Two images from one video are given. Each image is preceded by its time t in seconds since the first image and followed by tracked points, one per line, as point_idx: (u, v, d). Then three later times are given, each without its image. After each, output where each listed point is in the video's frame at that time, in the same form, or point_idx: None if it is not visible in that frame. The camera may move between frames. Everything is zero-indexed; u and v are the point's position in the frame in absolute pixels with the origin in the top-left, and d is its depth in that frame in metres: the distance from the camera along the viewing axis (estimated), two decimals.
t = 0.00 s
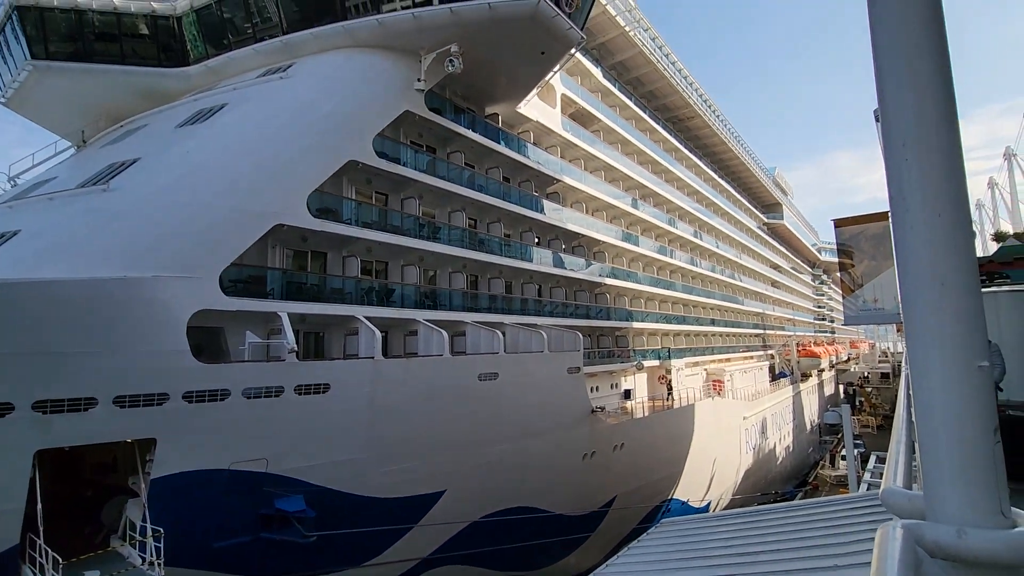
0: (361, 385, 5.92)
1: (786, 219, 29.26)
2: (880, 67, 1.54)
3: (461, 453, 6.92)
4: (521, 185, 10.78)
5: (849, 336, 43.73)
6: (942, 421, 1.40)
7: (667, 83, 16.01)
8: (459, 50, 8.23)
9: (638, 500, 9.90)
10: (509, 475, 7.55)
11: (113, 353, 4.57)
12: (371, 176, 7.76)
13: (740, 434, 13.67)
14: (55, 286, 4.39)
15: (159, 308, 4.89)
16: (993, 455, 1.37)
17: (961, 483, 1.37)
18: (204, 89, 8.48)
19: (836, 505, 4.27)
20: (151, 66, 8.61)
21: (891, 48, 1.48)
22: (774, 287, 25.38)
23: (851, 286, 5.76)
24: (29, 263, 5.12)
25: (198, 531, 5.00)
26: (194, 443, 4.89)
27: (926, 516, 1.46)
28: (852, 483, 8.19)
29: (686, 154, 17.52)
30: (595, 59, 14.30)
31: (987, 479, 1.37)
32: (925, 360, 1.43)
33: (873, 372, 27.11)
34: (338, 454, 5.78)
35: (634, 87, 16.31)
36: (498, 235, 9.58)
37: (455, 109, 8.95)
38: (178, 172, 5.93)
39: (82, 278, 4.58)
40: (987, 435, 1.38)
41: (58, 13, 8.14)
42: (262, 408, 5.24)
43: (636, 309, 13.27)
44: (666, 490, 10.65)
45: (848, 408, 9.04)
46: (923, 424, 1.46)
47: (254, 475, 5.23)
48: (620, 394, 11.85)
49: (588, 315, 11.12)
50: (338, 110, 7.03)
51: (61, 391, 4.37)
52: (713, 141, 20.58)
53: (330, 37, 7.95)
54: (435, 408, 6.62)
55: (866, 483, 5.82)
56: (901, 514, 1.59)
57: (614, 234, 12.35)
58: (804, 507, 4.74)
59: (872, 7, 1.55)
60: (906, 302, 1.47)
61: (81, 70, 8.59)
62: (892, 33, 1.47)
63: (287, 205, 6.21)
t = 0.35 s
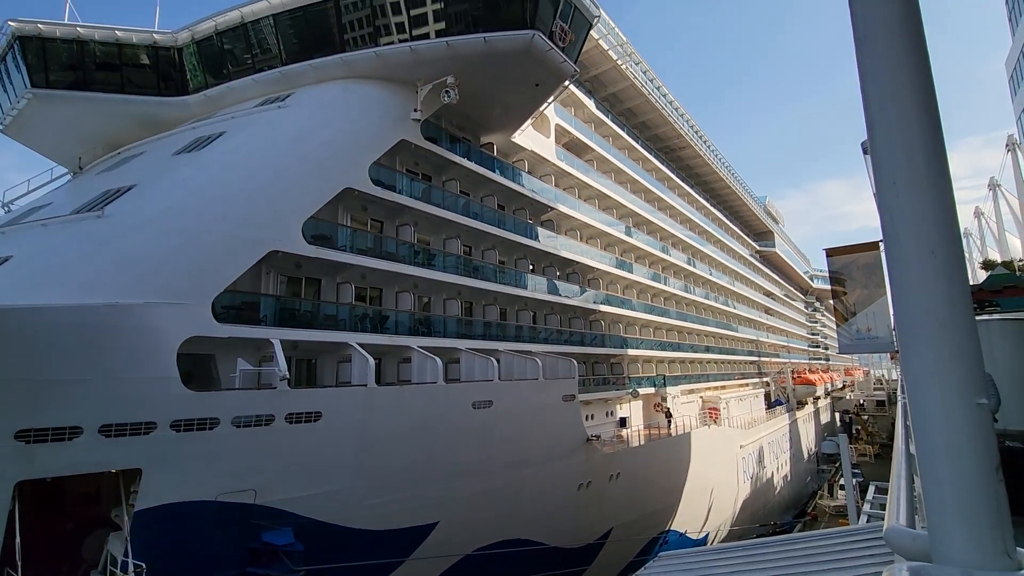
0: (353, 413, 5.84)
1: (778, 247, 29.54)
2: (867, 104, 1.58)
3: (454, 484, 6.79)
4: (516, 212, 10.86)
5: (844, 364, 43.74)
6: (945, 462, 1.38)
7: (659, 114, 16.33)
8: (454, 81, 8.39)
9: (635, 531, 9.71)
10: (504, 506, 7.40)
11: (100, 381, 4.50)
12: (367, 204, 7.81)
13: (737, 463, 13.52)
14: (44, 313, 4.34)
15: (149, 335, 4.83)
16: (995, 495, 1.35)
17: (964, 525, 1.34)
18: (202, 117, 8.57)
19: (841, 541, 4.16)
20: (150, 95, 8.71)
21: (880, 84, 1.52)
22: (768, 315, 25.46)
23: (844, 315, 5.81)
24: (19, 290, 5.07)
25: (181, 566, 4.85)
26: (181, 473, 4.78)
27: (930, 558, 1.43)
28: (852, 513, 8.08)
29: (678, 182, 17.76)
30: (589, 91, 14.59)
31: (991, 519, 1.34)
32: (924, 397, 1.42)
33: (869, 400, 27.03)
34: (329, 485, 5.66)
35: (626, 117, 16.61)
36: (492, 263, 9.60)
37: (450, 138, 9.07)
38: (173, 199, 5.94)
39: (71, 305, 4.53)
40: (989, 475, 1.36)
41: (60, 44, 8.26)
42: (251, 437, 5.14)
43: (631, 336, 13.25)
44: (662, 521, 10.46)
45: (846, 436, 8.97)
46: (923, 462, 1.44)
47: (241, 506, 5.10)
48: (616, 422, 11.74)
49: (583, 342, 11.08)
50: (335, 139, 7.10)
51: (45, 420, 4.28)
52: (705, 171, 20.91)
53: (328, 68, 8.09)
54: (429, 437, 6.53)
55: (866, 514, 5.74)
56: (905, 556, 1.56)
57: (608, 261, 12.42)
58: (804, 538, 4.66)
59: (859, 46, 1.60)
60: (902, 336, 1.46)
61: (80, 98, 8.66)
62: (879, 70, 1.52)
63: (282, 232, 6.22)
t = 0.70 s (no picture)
0: (357, 437, 5.78)
1: (783, 267, 29.45)
2: (883, 124, 1.59)
3: (459, 508, 6.67)
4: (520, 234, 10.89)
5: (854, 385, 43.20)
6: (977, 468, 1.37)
7: (662, 135, 16.46)
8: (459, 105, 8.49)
9: (644, 558, 9.48)
10: (510, 532, 7.25)
11: (104, 404, 4.47)
12: (372, 226, 7.84)
13: (747, 486, 13.26)
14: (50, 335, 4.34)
15: (153, 357, 4.82)
16: None
17: (1003, 553, 1.32)
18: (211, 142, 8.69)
19: None
20: (161, 121, 8.84)
21: (897, 110, 1.54)
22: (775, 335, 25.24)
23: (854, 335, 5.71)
24: (26, 313, 5.08)
25: None
26: (183, 498, 4.71)
27: None
28: (867, 539, 7.86)
29: (682, 203, 17.80)
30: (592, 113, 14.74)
31: None
32: (950, 403, 1.42)
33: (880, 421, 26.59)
34: (332, 510, 5.56)
35: (629, 139, 16.74)
36: (497, 284, 9.59)
37: (455, 161, 9.14)
38: (181, 222, 5.99)
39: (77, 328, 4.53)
40: None
41: (74, 72, 8.43)
42: (254, 461, 5.08)
43: (637, 357, 13.13)
44: (672, 548, 10.21)
45: (859, 459, 8.78)
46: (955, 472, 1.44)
47: (243, 532, 5.00)
48: (623, 445, 11.56)
49: (588, 364, 10.99)
50: (342, 162, 7.18)
51: (48, 444, 4.24)
52: (709, 192, 20.99)
53: (335, 93, 8.21)
54: (434, 461, 6.44)
55: (883, 540, 5.57)
56: None
57: (613, 282, 12.38)
58: (819, 566, 4.51)
59: (874, 69, 1.62)
60: (924, 346, 1.48)
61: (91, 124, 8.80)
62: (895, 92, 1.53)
63: (288, 254, 6.24)
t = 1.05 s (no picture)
0: (360, 456, 5.73)
1: (788, 282, 29.34)
2: (892, 141, 1.60)
3: (463, 529, 6.57)
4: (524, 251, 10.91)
5: (862, 402, 42.72)
6: (997, 482, 1.35)
7: (664, 153, 16.56)
8: (463, 124, 8.58)
9: None
10: (515, 553, 7.13)
11: (107, 423, 4.45)
12: (377, 244, 7.88)
13: (755, 505, 13.06)
14: (55, 354, 4.34)
15: (157, 376, 4.82)
16: None
17: None
18: (218, 161, 8.79)
19: None
20: (169, 141, 8.96)
21: (908, 127, 1.53)
22: (780, 351, 25.08)
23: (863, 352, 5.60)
24: (33, 331, 5.10)
25: None
26: (184, 518, 4.66)
27: None
28: (880, 559, 7.70)
29: (685, 219, 17.84)
30: (594, 131, 14.87)
31: None
32: (967, 417, 1.41)
33: (889, 438, 26.25)
34: (335, 530, 5.49)
35: (631, 157, 16.85)
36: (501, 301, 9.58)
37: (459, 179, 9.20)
38: (187, 241, 6.03)
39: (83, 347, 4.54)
40: None
41: (85, 94, 8.58)
42: (257, 480, 5.03)
43: (642, 374, 13.05)
44: (680, 569, 10.02)
45: (871, 479, 8.63)
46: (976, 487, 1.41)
47: (245, 553, 4.94)
48: (629, 463, 11.44)
49: (593, 381, 10.93)
50: (347, 181, 7.23)
51: (51, 464, 4.22)
52: (712, 208, 21.05)
53: (340, 113, 8.30)
54: (438, 480, 6.37)
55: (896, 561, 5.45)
56: None
57: (617, 298, 12.36)
58: None
59: (882, 87, 1.62)
60: (939, 360, 1.47)
61: (101, 145, 8.91)
62: (904, 109, 1.53)
63: (292, 271, 6.27)
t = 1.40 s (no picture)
0: (358, 456, 5.73)
1: (785, 282, 29.40)
2: (885, 141, 1.61)
3: (461, 529, 6.58)
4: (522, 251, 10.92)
5: (860, 401, 42.82)
6: (992, 479, 1.36)
7: (662, 153, 16.58)
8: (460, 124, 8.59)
9: None
10: (514, 553, 7.13)
11: (104, 424, 4.45)
12: (374, 244, 7.88)
13: (753, 504, 13.09)
14: (51, 356, 4.34)
15: (155, 376, 4.81)
16: None
17: None
18: (215, 162, 8.78)
19: None
20: (166, 142, 8.95)
21: (900, 128, 1.54)
22: (778, 350, 25.14)
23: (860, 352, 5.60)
24: (29, 333, 5.09)
25: None
26: (182, 519, 4.65)
27: None
28: (877, 558, 7.73)
29: (683, 219, 17.88)
30: (592, 131, 14.89)
31: None
32: (959, 411, 1.42)
33: (886, 437, 26.32)
34: (333, 530, 5.49)
35: (629, 157, 16.88)
36: (499, 301, 9.58)
37: (457, 179, 9.21)
38: (184, 241, 6.02)
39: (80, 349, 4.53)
40: None
41: (81, 94, 8.55)
42: (255, 481, 5.03)
43: (640, 374, 13.07)
44: (677, 568, 10.03)
45: (868, 478, 8.68)
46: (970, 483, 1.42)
47: (243, 554, 4.93)
48: (627, 463, 11.45)
49: (591, 381, 10.94)
50: (344, 181, 7.23)
51: (48, 465, 4.21)
52: (709, 208, 21.09)
53: (337, 114, 8.30)
54: (436, 480, 6.37)
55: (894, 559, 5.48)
56: None
57: (614, 298, 12.38)
58: None
59: (874, 88, 1.63)
60: (930, 358, 1.49)
61: (97, 146, 8.89)
62: (895, 111, 1.55)
63: (290, 272, 6.26)
